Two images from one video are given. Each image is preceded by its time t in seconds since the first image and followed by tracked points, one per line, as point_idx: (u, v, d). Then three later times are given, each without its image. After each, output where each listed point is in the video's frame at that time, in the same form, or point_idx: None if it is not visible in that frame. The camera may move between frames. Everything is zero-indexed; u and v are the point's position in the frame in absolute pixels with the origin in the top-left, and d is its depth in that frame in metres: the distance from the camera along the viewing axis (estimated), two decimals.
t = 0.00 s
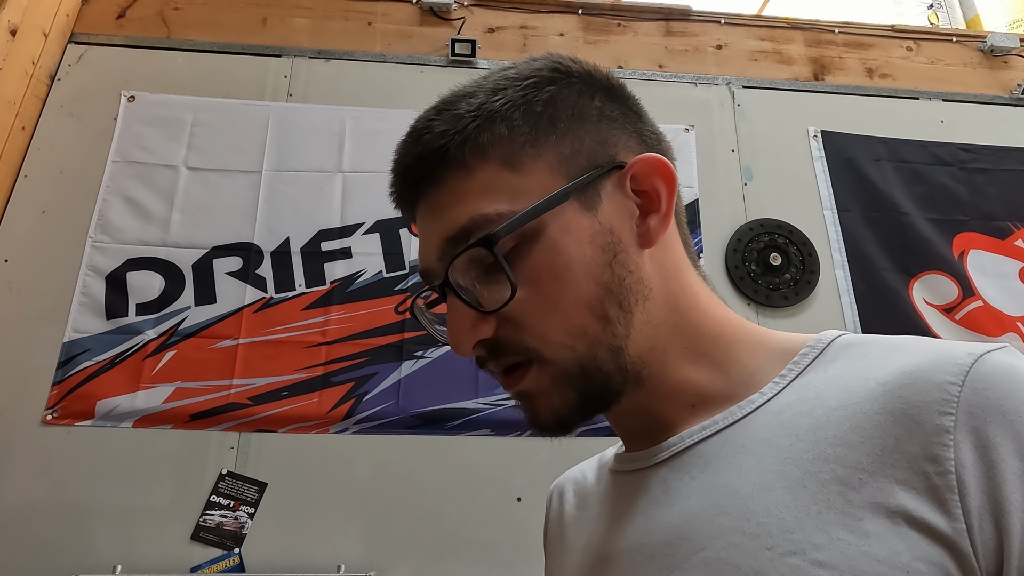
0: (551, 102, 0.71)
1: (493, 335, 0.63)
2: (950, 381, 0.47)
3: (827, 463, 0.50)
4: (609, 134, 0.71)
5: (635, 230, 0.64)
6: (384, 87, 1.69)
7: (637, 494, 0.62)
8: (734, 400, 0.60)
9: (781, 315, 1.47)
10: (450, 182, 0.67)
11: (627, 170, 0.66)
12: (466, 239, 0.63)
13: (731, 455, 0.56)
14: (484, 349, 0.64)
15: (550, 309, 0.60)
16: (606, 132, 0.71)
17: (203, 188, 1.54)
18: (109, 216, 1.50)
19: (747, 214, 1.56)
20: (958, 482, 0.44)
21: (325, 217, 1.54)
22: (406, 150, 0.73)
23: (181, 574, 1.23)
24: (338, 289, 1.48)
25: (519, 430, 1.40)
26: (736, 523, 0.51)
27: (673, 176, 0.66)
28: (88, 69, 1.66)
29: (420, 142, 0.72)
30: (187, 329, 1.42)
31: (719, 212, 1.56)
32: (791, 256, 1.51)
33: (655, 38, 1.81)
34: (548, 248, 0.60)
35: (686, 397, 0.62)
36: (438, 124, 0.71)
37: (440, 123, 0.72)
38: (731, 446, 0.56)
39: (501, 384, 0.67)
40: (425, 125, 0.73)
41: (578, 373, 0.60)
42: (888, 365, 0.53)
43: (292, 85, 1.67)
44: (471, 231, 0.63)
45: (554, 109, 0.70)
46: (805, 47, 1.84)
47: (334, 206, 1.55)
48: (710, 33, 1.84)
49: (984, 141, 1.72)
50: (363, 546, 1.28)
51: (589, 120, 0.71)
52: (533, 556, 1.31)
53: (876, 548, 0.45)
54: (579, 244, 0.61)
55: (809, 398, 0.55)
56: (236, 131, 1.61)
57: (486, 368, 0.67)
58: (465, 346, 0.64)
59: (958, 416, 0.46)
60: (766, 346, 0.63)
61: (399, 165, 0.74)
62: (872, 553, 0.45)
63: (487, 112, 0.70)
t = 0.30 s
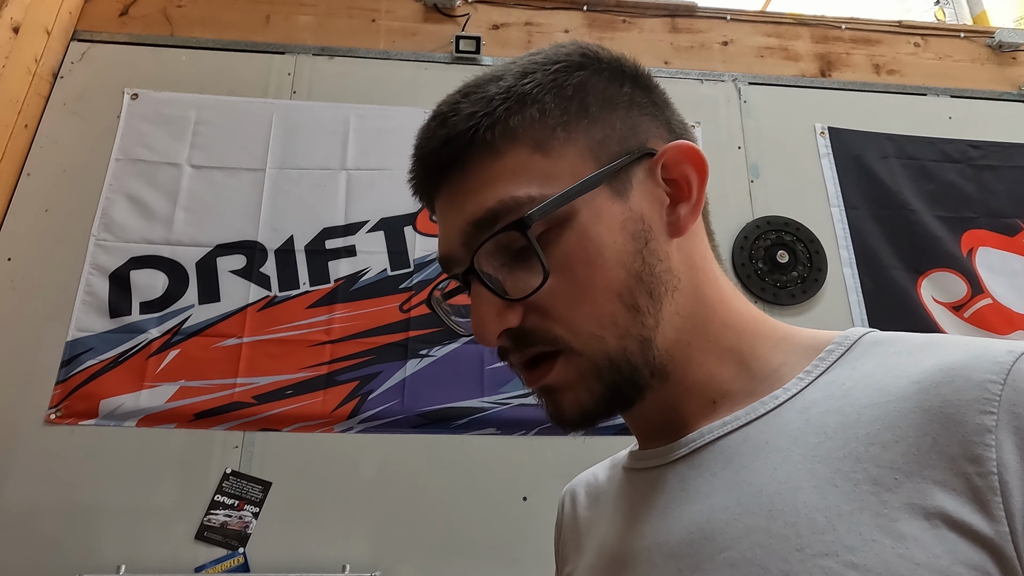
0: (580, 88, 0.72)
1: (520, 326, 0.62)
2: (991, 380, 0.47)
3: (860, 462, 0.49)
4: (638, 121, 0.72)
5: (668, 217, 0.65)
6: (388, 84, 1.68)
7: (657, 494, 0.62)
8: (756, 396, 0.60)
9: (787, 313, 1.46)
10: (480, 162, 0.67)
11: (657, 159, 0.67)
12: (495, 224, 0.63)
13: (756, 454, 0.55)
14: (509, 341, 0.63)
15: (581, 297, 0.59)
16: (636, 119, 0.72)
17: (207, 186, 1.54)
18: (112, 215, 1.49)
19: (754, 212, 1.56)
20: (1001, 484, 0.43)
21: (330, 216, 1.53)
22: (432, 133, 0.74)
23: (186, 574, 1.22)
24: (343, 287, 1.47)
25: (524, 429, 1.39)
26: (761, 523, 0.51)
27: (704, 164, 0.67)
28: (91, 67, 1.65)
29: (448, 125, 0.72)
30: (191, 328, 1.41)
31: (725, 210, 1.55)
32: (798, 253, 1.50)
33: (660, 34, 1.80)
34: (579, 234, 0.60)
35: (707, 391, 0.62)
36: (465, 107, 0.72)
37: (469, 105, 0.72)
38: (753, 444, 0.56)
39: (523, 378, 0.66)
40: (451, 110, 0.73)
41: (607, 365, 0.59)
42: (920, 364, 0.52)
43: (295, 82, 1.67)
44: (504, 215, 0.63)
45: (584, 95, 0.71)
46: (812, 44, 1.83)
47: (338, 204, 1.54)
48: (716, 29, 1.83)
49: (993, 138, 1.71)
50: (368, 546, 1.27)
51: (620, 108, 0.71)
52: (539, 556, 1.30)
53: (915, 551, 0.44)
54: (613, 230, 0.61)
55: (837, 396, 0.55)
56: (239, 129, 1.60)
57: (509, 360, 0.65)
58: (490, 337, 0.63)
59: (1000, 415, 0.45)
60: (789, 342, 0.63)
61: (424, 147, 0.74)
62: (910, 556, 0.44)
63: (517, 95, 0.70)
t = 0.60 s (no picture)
0: (592, 76, 0.73)
1: (530, 302, 0.61)
2: (990, 374, 0.47)
3: (859, 457, 0.50)
4: (647, 111, 0.73)
5: (676, 202, 0.66)
6: (390, 83, 1.68)
7: (660, 490, 0.62)
8: (755, 391, 0.60)
9: (790, 311, 1.46)
10: (492, 140, 0.67)
11: (666, 145, 0.68)
12: (507, 198, 0.64)
13: (755, 450, 0.55)
14: (517, 320, 0.62)
15: (595, 270, 0.59)
16: (646, 110, 0.73)
17: (209, 185, 1.54)
18: (115, 214, 1.50)
19: (756, 210, 1.56)
20: (1000, 478, 0.43)
21: (332, 214, 1.53)
22: (442, 113, 0.74)
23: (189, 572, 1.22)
24: (345, 286, 1.48)
25: (526, 427, 1.39)
26: (761, 519, 0.51)
27: (710, 154, 0.69)
28: (94, 67, 1.65)
29: (459, 106, 0.72)
30: (193, 327, 1.41)
31: (727, 209, 1.55)
32: (801, 252, 1.50)
33: (662, 33, 1.80)
34: (592, 211, 0.60)
35: (708, 385, 0.63)
36: (476, 88, 0.72)
37: (481, 87, 0.72)
38: (753, 440, 0.56)
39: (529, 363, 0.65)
40: (462, 92, 0.74)
41: (619, 339, 0.59)
42: (919, 359, 0.53)
43: (297, 81, 1.67)
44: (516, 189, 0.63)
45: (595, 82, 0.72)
46: (814, 42, 1.83)
47: (341, 203, 1.54)
48: (718, 28, 1.83)
49: (996, 136, 1.71)
50: (371, 544, 1.27)
51: (630, 98, 0.73)
52: (541, 554, 1.30)
53: (914, 546, 0.44)
54: (624, 208, 0.62)
55: (836, 392, 0.55)
56: (242, 128, 1.60)
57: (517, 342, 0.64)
58: (501, 314, 0.62)
59: (999, 409, 0.45)
60: (789, 338, 0.63)
61: (433, 127, 0.74)
62: (909, 551, 0.44)
63: (530, 78, 0.71)
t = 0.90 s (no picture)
0: (638, 57, 0.82)
1: (604, 224, 0.61)
2: (992, 364, 0.48)
3: (862, 448, 0.50)
4: (681, 104, 0.83)
5: (712, 180, 0.74)
6: (394, 81, 1.69)
7: (667, 485, 0.62)
8: (760, 384, 0.61)
9: (794, 309, 1.46)
10: (558, 80, 0.73)
11: (701, 133, 0.78)
12: (581, 130, 0.68)
13: (760, 443, 0.56)
14: (588, 239, 0.61)
15: (674, 198, 0.63)
16: (678, 102, 0.83)
17: (213, 183, 1.55)
18: (120, 212, 1.50)
19: (759, 208, 1.56)
20: (1002, 467, 0.44)
21: (336, 213, 1.54)
22: (502, 60, 0.79)
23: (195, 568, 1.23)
24: (349, 284, 1.48)
25: (530, 424, 1.40)
26: (766, 512, 0.51)
27: (730, 151, 0.80)
28: (99, 66, 1.66)
29: (519, 57, 0.78)
30: (199, 325, 1.42)
31: (730, 206, 1.55)
32: (804, 249, 1.50)
33: (665, 31, 1.80)
34: (662, 152, 0.66)
35: (718, 370, 0.64)
36: (539, 48, 0.78)
37: (539, 46, 0.79)
38: (757, 433, 0.57)
39: (581, 293, 0.62)
40: (519, 48, 0.80)
41: (688, 267, 0.61)
42: (923, 350, 0.53)
43: (301, 80, 1.67)
44: (600, 121, 0.67)
45: (641, 64, 0.81)
46: (817, 39, 1.83)
47: (345, 201, 1.55)
48: (721, 25, 1.83)
49: (1000, 133, 1.71)
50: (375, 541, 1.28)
51: (665, 89, 0.82)
52: (545, 551, 1.30)
53: (917, 536, 0.44)
54: (686, 162, 0.68)
55: (840, 383, 0.55)
56: (246, 127, 1.61)
57: (573, 268, 0.62)
58: (572, 231, 0.61)
59: (1000, 398, 0.46)
60: (791, 328, 0.64)
61: (490, 72, 0.79)
62: (912, 541, 0.44)
63: (587, 43, 0.79)
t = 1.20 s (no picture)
0: (646, 51, 0.81)
1: (605, 219, 0.61)
2: (992, 362, 0.48)
3: (862, 447, 0.50)
4: (687, 98, 0.83)
5: (714, 175, 0.74)
6: (395, 79, 1.69)
7: (665, 481, 0.62)
8: (759, 381, 0.61)
9: (795, 306, 1.46)
10: (563, 72, 0.72)
11: (706, 128, 0.78)
12: (585, 124, 0.68)
13: (758, 441, 0.56)
14: (589, 233, 0.61)
15: (675, 197, 0.62)
16: (684, 97, 0.83)
17: (214, 182, 1.55)
18: (122, 212, 1.51)
19: (761, 206, 1.55)
20: (1000, 466, 0.44)
21: (337, 211, 1.54)
22: (509, 49, 0.78)
23: (197, 566, 1.23)
24: (350, 283, 1.48)
25: (532, 422, 1.40)
26: (764, 510, 0.51)
27: (732, 147, 0.80)
28: (101, 65, 1.67)
29: (526, 47, 0.78)
30: (200, 324, 1.42)
31: (732, 204, 1.55)
32: (805, 247, 1.50)
33: (666, 28, 1.80)
34: (666, 148, 0.66)
35: (717, 367, 0.64)
36: (547, 38, 0.78)
37: (547, 37, 0.79)
38: (755, 430, 0.57)
39: (580, 288, 0.62)
40: (527, 38, 0.80)
41: (689, 265, 0.61)
42: (923, 349, 0.53)
43: (302, 79, 1.67)
44: (605, 114, 0.67)
45: (648, 58, 0.81)
46: (819, 37, 1.83)
47: (346, 200, 1.55)
48: (722, 23, 1.83)
49: (1003, 130, 1.70)
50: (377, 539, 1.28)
51: (673, 86, 0.81)
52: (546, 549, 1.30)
53: (915, 535, 0.45)
54: (689, 158, 0.68)
55: (839, 381, 0.55)
56: (246, 125, 1.61)
57: (573, 262, 0.62)
58: (573, 224, 0.61)
59: (1000, 397, 0.46)
60: (791, 326, 0.65)
61: (497, 61, 0.78)
62: (910, 540, 0.45)
63: (595, 35, 0.79)
